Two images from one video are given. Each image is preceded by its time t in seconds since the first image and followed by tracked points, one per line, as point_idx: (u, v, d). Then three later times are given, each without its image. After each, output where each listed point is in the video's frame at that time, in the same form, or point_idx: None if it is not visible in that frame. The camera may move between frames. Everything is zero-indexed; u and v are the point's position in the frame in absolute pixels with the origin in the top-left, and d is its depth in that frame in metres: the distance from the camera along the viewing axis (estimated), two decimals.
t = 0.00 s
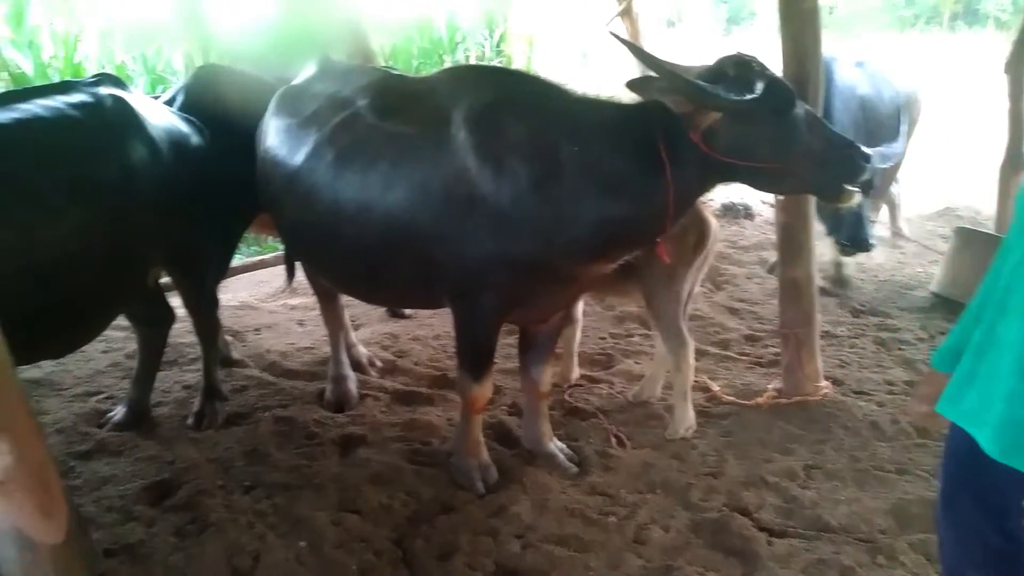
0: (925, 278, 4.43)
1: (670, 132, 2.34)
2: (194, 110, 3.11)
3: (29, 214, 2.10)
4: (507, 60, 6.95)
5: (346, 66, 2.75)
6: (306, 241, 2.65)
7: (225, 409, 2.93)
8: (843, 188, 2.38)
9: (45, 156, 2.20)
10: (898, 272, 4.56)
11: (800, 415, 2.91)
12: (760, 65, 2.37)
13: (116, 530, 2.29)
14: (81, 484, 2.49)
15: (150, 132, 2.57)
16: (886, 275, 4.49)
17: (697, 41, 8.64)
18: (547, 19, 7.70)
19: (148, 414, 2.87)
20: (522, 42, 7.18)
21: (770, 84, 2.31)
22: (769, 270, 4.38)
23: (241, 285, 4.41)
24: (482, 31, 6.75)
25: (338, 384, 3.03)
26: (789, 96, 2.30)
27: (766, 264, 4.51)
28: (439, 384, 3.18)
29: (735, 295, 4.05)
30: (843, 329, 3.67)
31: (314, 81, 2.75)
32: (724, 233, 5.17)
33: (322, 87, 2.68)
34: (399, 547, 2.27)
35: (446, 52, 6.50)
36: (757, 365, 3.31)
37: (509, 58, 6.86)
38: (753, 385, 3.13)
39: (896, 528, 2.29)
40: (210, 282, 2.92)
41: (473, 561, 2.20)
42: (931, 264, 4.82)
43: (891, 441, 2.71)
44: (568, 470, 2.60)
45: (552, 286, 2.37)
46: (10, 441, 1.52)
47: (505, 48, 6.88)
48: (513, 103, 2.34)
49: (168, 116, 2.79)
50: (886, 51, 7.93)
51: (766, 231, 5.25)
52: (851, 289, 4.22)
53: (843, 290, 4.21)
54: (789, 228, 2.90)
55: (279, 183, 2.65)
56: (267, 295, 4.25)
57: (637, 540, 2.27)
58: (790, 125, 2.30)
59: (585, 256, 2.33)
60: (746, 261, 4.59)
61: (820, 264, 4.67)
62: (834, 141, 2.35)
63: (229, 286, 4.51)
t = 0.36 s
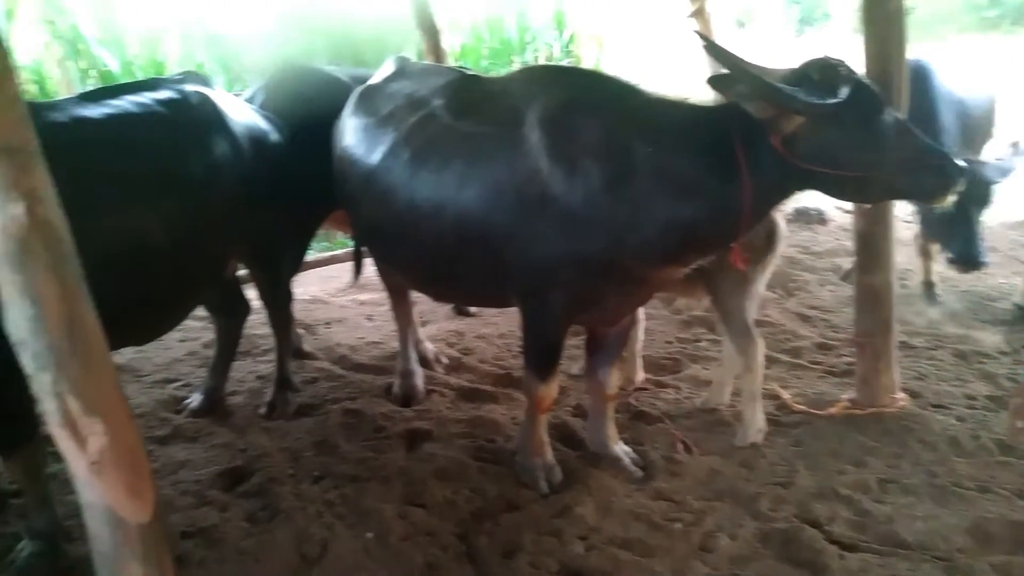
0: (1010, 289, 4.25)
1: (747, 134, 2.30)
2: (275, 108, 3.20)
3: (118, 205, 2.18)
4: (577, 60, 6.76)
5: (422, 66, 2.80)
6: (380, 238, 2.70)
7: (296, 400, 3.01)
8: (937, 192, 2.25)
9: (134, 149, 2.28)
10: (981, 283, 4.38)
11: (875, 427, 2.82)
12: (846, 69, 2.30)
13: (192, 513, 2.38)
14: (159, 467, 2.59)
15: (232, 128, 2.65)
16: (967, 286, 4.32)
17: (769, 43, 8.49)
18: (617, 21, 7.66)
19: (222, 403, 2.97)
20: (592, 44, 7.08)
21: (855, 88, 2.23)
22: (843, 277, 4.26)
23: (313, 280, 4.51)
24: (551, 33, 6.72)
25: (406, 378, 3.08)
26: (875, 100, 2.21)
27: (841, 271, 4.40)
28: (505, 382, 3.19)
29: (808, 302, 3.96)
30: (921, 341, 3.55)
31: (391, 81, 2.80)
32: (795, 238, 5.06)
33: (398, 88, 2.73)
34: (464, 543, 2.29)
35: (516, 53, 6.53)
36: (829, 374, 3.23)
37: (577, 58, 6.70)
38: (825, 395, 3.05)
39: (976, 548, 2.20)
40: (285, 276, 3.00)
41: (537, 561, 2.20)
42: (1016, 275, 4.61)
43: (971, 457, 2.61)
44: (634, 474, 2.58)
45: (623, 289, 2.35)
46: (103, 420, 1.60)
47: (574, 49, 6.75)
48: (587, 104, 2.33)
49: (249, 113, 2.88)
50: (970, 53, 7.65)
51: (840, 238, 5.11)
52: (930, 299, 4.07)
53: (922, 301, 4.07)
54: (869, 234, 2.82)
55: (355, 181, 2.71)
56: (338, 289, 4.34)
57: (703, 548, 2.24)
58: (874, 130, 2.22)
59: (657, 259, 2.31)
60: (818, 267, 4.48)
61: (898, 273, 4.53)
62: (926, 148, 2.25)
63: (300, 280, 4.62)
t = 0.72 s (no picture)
0: None
1: (809, 136, 2.26)
2: (334, 106, 3.27)
3: (182, 198, 2.24)
4: (633, 59, 6.92)
5: (480, 66, 2.82)
6: (434, 235, 2.73)
7: (347, 393, 3.06)
8: (1001, 207, 2.25)
9: (198, 144, 2.35)
10: None
11: (934, 438, 2.73)
12: (914, 70, 2.25)
13: (245, 501, 2.44)
14: (215, 455, 2.66)
15: (293, 125, 2.71)
16: None
17: (830, 44, 8.31)
18: (675, 20, 7.55)
19: (276, 394, 3.04)
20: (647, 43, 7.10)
21: (923, 88, 2.17)
22: (904, 284, 4.14)
23: (367, 276, 4.59)
24: (608, 32, 6.84)
25: (455, 375, 3.11)
26: (947, 100, 2.15)
27: (902, 277, 4.27)
28: (554, 382, 3.19)
29: (866, 309, 3.86)
30: (985, 351, 3.42)
31: (449, 80, 2.83)
32: (855, 244, 4.93)
33: (456, 88, 2.76)
34: (509, 540, 2.30)
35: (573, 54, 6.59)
36: (888, 383, 3.14)
37: (633, 59, 6.83)
38: (883, 404, 2.97)
39: None
40: (340, 271, 3.06)
41: (582, 561, 2.20)
42: None
43: None
44: (682, 479, 2.56)
45: (676, 291, 2.33)
46: (162, 406, 1.66)
47: (630, 49, 6.84)
48: (644, 104, 2.32)
49: (310, 111, 2.94)
50: None
51: (902, 244, 4.97)
52: (997, 309, 3.93)
53: (988, 310, 3.93)
54: (934, 239, 2.74)
55: (411, 179, 2.75)
56: (391, 286, 4.40)
57: (752, 555, 2.20)
58: (943, 134, 2.16)
59: (712, 262, 2.28)
60: (878, 274, 4.36)
61: (962, 281, 4.38)
62: (994, 154, 2.21)
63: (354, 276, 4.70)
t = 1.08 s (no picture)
0: None
1: (836, 138, 2.22)
2: (356, 106, 3.27)
3: (204, 198, 2.26)
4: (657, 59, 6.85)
5: (503, 67, 2.81)
6: (455, 235, 2.73)
7: (367, 393, 3.07)
8: None
9: (221, 144, 2.36)
10: None
11: (959, 445, 2.69)
12: (943, 73, 2.22)
13: (264, 500, 2.45)
14: (235, 453, 2.68)
15: (315, 125, 2.72)
16: None
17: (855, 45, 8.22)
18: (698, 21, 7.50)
19: (296, 394, 3.05)
20: (670, 42, 7.08)
21: (952, 90, 2.14)
22: (930, 288, 4.08)
23: (387, 276, 4.60)
24: (631, 33, 6.70)
25: (474, 375, 3.11)
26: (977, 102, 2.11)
27: (927, 281, 4.21)
28: (573, 384, 3.18)
29: (890, 313, 3.81)
30: (1012, 357, 3.36)
31: (472, 80, 2.83)
32: (880, 247, 4.87)
33: (479, 88, 2.75)
34: (527, 543, 2.29)
35: (595, 53, 6.49)
36: (912, 388, 3.09)
37: (657, 60, 6.75)
38: (907, 410, 2.93)
39: None
40: (361, 271, 3.07)
41: (600, 564, 2.19)
42: None
43: None
44: (701, 483, 2.54)
45: (698, 293, 2.31)
46: (184, 405, 1.67)
47: (653, 50, 6.78)
48: (668, 105, 2.31)
49: (333, 112, 2.95)
50: None
51: (927, 247, 4.90)
52: None
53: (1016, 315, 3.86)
54: (961, 243, 2.70)
55: (432, 179, 2.75)
56: (411, 286, 4.41)
57: (772, 561, 2.18)
58: (972, 138, 2.13)
59: (735, 264, 2.26)
60: (903, 277, 4.30)
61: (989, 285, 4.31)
62: (1021, 159, 2.18)
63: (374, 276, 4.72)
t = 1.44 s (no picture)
0: None
1: (854, 140, 2.20)
2: (370, 108, 3.28)
3: (219, 199, 2.27)
4: (672, 63, 6.74)
5: (517, 68, 2.81)
6: (467, 236, 2.72)
7: (379, 394, 3.08)
8: None
9: (234, 146, 2.37)
10: None
11: (977, 451, 2.66)
12: (962, 75, 2.20)
13: (276, 500, 2.46)
14: (247, 453, 2.69)
15: (329, 126, 2.73)
16: None
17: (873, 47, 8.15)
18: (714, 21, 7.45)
19: (309, 394, 3.06)
20: (687, 43, 6.98)
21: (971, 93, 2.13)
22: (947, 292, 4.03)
23: (401, 277, 4.61)
24: (646, 34, 6.65)
25: (486, 377, 3.11)
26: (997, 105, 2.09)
27: (945, 285, 4.16)
28: (585, 387, 3.17)
29: (908, 317, 3.77)
30: None
31: (485, 81, 2.82)
32: (897, 250, 4.83)
33: (493, 89, 2.74)
34: (538, 546, 2.29)
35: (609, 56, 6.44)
36: (929, 393, 3.06)
37: (673, 61, 6.69)
38: (924, 415, 2.89)
39: None
40: (374, 272, 3.08)
41: (611, 569, 2.18)
42: None
43: None
44: (715, 488, 2.52)
45: (712, 297, 2.29)
46: (194, 407, 1.65)
47: (669, 51, 6.72)
48: (683, 107, 2.29)
49: (347, 114, 2.95)
50: None
51: (946, 251, 4.85)
52: None
53: None
54: (980, 247, 2.66)
55: (445, 181, 2.75)
56: (424, 287, 4.42)
57: (785, 567, 2.16)
58: (991, 141, 2.12)
59: (750, 267, 2.24)
60: (921, 281, 4.25)
61: (1008, 289, 4.26)
62: None
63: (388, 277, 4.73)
